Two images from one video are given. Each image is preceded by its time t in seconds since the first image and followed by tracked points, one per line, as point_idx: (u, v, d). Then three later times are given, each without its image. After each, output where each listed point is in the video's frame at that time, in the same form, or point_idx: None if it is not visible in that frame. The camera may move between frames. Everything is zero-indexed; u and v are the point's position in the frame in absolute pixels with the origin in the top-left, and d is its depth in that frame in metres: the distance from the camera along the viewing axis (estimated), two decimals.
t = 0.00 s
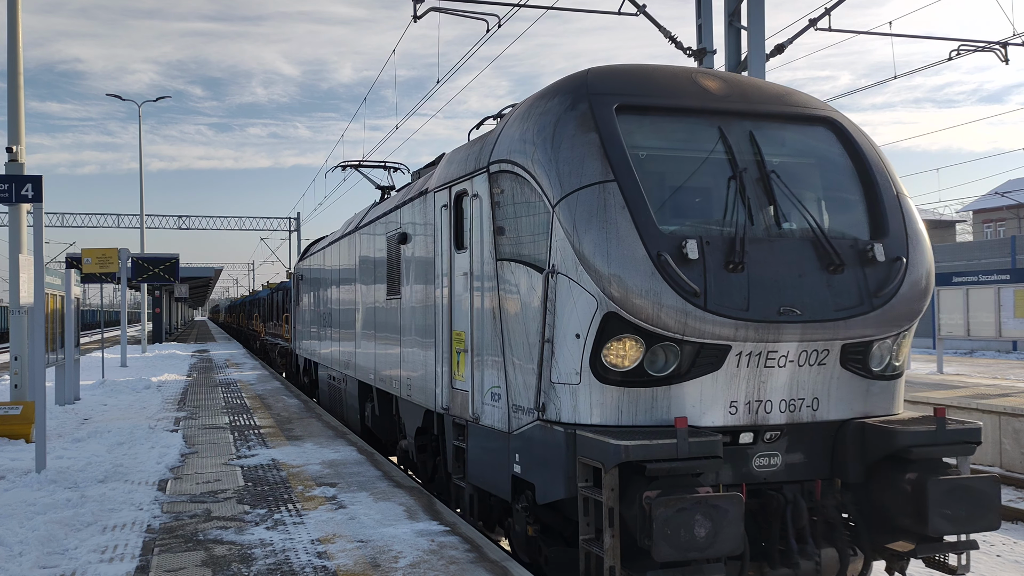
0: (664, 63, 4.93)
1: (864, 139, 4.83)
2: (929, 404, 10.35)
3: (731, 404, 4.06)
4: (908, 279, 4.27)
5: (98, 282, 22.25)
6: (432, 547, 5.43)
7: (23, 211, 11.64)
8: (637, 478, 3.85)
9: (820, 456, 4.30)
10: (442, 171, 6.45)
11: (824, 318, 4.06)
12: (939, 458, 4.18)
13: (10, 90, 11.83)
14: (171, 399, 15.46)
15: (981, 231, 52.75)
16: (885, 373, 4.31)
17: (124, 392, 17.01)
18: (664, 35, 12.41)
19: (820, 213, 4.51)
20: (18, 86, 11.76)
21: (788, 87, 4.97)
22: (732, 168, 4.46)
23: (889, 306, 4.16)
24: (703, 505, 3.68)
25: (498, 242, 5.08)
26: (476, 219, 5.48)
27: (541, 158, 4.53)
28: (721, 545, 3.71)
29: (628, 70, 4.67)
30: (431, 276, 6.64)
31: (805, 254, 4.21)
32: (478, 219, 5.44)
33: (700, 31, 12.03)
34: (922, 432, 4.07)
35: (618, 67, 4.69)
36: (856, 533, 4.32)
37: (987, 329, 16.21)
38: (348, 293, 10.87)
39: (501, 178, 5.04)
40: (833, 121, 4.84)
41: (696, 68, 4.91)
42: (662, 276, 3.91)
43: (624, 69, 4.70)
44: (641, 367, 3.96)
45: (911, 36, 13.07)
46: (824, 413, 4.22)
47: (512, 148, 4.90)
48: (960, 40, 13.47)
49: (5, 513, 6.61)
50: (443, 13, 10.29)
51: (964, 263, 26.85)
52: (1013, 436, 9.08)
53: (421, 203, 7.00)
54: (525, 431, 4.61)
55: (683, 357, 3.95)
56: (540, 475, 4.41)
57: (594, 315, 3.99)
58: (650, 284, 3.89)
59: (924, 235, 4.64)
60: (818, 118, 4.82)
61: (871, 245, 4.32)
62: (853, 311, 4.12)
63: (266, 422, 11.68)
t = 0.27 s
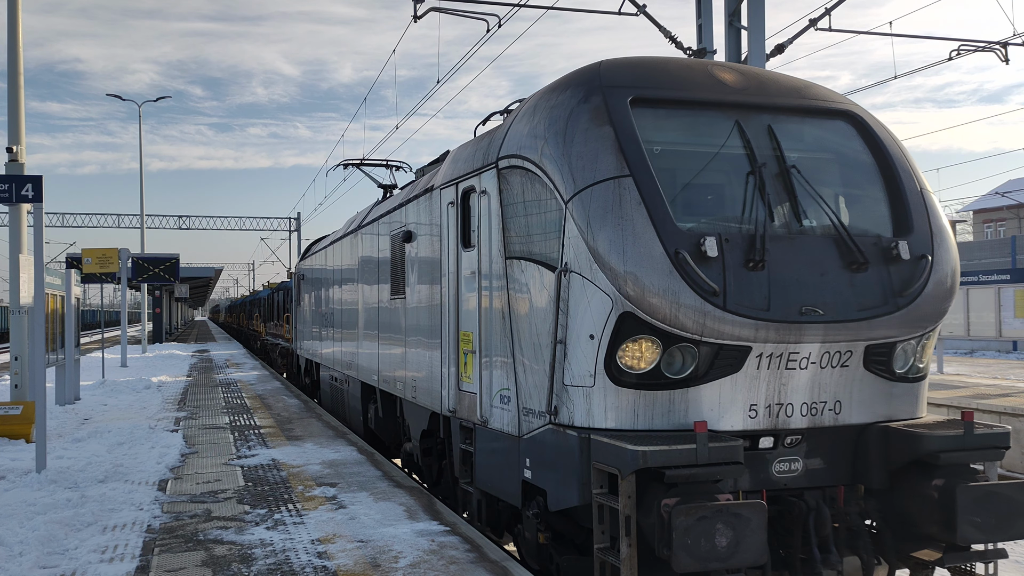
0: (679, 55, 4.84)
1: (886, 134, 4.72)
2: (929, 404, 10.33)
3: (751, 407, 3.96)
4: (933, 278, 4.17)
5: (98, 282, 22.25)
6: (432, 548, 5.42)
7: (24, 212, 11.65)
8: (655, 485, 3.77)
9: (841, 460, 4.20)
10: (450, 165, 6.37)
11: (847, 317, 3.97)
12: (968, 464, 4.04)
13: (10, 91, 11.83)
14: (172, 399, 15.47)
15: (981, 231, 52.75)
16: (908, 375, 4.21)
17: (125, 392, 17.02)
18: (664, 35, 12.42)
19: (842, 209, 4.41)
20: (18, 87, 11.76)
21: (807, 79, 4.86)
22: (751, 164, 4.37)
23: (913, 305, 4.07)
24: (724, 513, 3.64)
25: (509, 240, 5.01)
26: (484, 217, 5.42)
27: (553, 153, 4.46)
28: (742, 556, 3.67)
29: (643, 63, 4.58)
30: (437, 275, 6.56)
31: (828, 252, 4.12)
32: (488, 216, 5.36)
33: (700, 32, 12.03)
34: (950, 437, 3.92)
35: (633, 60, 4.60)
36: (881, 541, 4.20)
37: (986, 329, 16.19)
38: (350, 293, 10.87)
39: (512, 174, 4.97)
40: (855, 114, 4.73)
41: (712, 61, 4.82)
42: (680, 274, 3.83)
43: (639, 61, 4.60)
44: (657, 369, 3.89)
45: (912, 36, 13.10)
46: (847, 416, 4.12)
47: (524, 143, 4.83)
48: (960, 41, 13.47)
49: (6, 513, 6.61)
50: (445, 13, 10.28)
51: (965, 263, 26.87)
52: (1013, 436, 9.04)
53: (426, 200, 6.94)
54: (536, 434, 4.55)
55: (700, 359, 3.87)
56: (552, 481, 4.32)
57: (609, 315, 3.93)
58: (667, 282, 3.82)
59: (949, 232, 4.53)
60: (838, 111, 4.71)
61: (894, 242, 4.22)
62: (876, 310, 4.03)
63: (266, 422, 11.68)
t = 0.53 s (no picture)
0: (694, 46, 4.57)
1: (910, 128, 4.43)
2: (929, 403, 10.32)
3: (772, 411, 3.68)
4: (963, 277, 3.87)
5: (99, 282, 22.28)
6: (432, 547, 5.41)
7: (24, 212, 11.64)
8: (675, 493, 3.48)
9: (864, 466, 3.87)
10: (457, 160, 6.07)
11: (875, 318, 3.67)
12: (997, 471, 3.71)
13: (10, 91, 11.81)
14: (172, 399, 15.47)
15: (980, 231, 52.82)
16: (935, 377, 3.91)
17: (126, 392, 17.03)
18: (663, 35, 12.41)
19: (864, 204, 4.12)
20: (18, 87, 11.74)
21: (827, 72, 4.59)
22: (772, 157, 4.07)
23: (943, 306, 3.77)
24: (748, 522, 3.33)
25: (519, 236, 4.71)
26: (491, 213, 5.12)
27: (563, 146, 4.17)
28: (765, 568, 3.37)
29: (657, 53, 4.30)
30: (441, 275, 6.25)
31: (852, 250, 3.83)
32: (496, 211, 5.05)
33: (699, 31, 12.02)
34: (978, 442, 3.62)
35: (646, 49, 4.33)
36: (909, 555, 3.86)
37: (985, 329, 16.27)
38: (351, 293, 10.85)
39: (524, 167, 4.65)
40: (877, 107, 4.45)
41: (728, 52, 4.55)
42: (699, 272, 3.55)
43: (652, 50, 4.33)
44: (676, 372, 3.61)
45: (913, 34, 13.15)
46: (871, 421, 3.81)
47: (531, 136, 4.56)
48: (961, 40, 13.51)
49: (6, 513, 6.59)
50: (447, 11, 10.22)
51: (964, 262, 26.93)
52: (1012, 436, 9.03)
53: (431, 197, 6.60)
54: (549, 438, 4.23)
55: (720, 361, 3.60)
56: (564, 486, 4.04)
57: (626, 313, 3.65)
58: (687, 280, 3.54)
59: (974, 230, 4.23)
60: (860, 104, 4.43)
61: (922, 240, 3.92)
62: (904, 311, 3.73)
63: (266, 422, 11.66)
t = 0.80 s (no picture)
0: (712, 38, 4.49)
1: (937, 122, 4.36)
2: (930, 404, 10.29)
3: (797, 416, 3.62)
4: (992, 275, 3.82)
5: (98, 283, 22.19)
6: (432, 547, 5.34)
7: (24, 212, 11.57)
8: (698, 502, 3.46)
9: (889, 472, 3.83)
10: (465, 152, 5.95)
11: (902, 318, 3.63)
12: None
13: (10, 90, 11.75)
14: (171, 399, 15.39)
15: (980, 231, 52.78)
16: (964, 380, 3.87)
17: (125, 392, 16.95)
18: (664, 35, 12.37)
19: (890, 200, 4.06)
20: (18, 86, 11.68)
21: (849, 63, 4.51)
22: (794, 152, 4.00)
23: (973, 305, 3.71)
24: (773, 532, 3.29)
25: (531, 231, 4.62)
26: (500, 210, 5.04)
27: (578, 141, 4.11)
28: None
29: (675, 45, 4.23)
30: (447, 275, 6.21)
31: (879, 247, 3.77)
32: (506, 207, 4.96)
33: (700, 31, 11.98)
34: (1011, 446, 3.55)
35: (664, 42, 4.26)
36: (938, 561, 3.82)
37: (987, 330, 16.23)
38: (352, 293, 10.82)
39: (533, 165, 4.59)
40: (902, 99, 4.38)
41: (747, 44, 4.47)
42: (722, 270, 3.49)
43: (670, 43, 4.26)
44: (696, 374, 3.56)
45: (916, 35, 13.09)
46: (898, 424, 3.78)
47: (544, 130, 4.48)
48: (961, 40, 13.31)
49: (6, 513, 6.53)
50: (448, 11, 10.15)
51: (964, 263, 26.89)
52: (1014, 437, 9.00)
53: (437, 194, 6.50)
54: (562, 443, 4.18)
55: (742, 364, 3.54)
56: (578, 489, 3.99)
57: (644, 316, 3.58)
58: (708, 278, 3.47)
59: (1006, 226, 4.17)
60: (884, 96, 4.36)
61: (951, 236, 3.86)
62: (933, 311, 3.68)
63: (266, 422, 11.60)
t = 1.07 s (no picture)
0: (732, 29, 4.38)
1: (965, 115, 4.26)
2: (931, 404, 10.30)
3: (825, 421, 3.52)
4: None
5: (97, 282, 22.15)
6: (433, 547, 5.29)
7: (24, 211, 11.52)
8: (722, 510, 3.35)
9: (919, 479, 3.71)
10: (474, 144, 5.87)
11: (933, 319, 3.53)
12: None
13: (10, 91, 11.70)
14: (171, 399, 15.35)
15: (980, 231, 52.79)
16: (996, 383, 3.76)
17: (125, 392, 16.91)
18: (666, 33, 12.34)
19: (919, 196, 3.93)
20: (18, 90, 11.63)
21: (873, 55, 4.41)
22: (820, 146, 3.89)
23: (1006, 307, 3.62)
24: (805, 545, 3.21)
25: (545, 226, 4.52)
26: (513, 208, 4.93)
27: (595, 132, 4.00)
28: None
29: (693, 35, 4.12)
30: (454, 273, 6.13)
31: (908, 245, 3.65)
32: (517, 202, 4.88)
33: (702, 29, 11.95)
34: None
35: (682, 31, 4.15)
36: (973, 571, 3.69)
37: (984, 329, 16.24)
38: (354, 293, 10.81)
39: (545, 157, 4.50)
40: (928, 92, 4.28)
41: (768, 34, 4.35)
42: (746, 269, 3.38)
43: (688, 34, 4.14)
44: (718, 378, 3.44)
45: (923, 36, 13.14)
46: (929, 429, 3.66)
47: (558, 123, 4.36)
48: (961, 43, 14.55)
49: (6, 513, 6.48)
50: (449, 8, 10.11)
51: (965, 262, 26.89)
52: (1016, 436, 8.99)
53: (444, 191, 6.43)
54: (575, 448, 4.08)
55: (767, 367, 3.43)
56: (594, 499, 3.89)
57: (665, 316, 3.46)
58: (732, 277, 3.36)
59: None
60: (910, 89, 4.26)
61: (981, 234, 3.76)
62: (964, 312, 3.59)
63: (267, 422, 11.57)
